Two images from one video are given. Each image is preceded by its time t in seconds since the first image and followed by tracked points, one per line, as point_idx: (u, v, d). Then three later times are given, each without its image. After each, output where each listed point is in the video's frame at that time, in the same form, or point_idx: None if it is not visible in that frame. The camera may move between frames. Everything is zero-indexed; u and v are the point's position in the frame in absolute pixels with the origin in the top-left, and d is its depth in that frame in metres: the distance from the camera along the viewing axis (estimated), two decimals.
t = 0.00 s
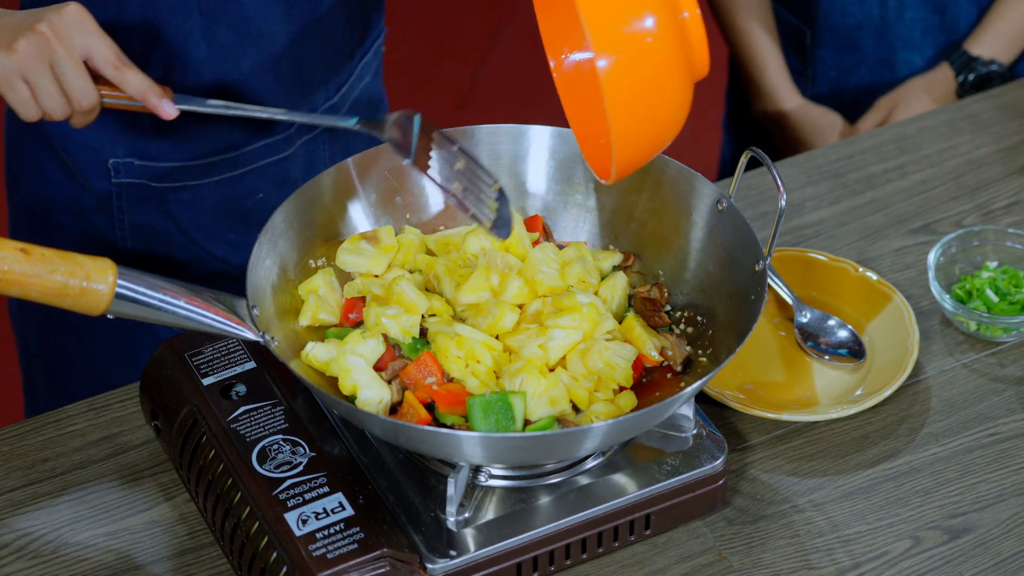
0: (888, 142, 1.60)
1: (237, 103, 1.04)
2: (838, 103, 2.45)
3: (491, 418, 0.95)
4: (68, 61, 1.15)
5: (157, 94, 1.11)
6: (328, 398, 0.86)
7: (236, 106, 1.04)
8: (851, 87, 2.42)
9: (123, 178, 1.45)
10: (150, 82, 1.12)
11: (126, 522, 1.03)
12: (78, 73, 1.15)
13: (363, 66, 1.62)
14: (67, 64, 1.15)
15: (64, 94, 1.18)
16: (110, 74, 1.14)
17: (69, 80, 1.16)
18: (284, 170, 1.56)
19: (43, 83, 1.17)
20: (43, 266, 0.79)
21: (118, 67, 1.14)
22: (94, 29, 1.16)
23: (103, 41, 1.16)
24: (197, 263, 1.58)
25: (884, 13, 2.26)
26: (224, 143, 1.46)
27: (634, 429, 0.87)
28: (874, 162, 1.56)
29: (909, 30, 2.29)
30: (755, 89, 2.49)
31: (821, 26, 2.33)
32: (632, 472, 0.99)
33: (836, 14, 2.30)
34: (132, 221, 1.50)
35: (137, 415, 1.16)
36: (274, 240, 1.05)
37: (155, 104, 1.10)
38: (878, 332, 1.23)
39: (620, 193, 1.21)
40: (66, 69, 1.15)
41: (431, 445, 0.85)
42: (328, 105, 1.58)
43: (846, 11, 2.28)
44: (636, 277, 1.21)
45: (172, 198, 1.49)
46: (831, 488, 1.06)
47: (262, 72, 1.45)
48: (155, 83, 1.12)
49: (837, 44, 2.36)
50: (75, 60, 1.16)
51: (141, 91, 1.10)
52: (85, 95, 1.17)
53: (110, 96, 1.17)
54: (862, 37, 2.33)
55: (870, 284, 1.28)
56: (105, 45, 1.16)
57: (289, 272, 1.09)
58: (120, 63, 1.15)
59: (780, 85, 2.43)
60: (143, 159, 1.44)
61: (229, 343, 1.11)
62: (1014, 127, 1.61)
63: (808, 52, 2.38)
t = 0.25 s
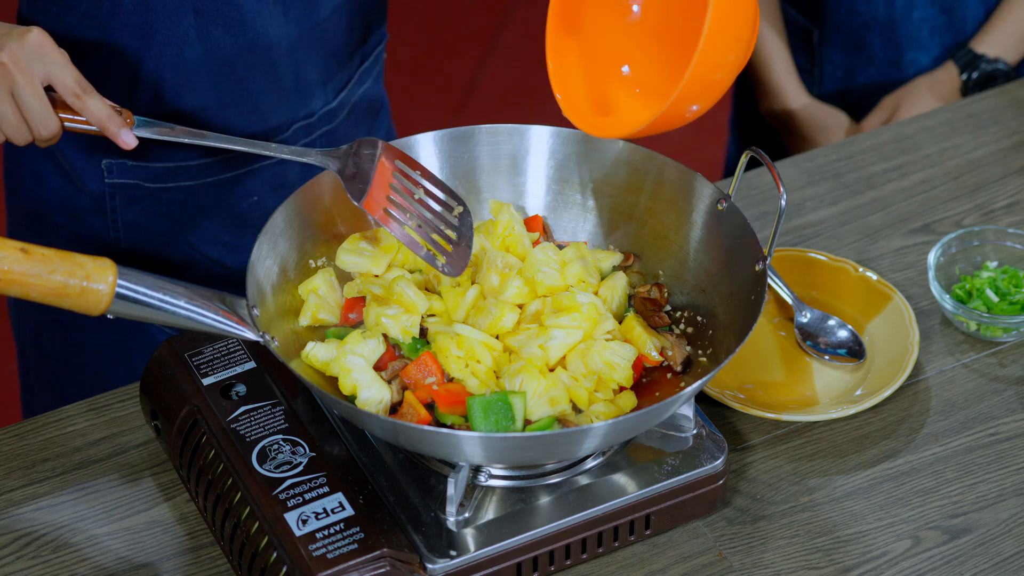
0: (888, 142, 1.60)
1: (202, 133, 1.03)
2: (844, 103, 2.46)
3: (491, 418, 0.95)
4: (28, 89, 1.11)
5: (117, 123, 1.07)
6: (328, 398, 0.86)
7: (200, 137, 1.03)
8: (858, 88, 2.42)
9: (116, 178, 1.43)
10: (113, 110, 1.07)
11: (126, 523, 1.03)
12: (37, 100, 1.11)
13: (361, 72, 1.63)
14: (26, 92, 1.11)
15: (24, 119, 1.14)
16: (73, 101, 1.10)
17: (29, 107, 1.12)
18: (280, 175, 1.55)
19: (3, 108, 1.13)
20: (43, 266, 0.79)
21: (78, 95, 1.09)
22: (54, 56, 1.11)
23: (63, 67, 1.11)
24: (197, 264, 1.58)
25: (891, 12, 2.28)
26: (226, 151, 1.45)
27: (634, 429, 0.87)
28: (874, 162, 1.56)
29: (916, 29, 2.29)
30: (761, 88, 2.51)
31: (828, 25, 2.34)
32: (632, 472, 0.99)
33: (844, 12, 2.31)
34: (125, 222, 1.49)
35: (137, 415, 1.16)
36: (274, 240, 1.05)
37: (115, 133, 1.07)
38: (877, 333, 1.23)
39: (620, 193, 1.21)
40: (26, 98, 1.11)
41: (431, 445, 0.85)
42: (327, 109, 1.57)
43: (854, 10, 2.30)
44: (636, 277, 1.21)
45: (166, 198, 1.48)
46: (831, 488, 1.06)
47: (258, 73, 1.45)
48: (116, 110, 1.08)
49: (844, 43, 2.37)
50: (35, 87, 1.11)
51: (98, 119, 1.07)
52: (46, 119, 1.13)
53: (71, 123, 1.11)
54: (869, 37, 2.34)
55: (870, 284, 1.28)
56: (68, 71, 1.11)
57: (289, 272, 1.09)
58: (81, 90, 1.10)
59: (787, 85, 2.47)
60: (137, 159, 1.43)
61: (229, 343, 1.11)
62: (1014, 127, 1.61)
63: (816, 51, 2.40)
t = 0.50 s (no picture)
0: (888, 142, 1.60)
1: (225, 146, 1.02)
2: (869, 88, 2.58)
3: (491, 417, 0.95)
4: (55, 109, 1.10)
5: (145, 142, 1.06)
6: (328, 397, 0.86)
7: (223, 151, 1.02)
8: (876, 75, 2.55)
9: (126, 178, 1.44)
10: (140, 129, 1.06)
11: (126, 523, 1.03)
12: (65, 120, 1.10)
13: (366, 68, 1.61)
14: (54, 112, 1.10)
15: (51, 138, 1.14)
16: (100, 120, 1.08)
17: (56, 126, 1.11)
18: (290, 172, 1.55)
19: (31, 128, 1.13)
20: (42, 266, 0.79)
21: (106, 114, 1.08)
22: (81, 74, 1.10)
23: (90, 85, 1.09)
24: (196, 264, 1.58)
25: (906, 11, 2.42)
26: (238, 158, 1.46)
27: (634, 429, 0.87)
28: (875, 162, 1.56)
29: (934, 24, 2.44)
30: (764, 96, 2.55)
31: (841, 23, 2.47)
32: (632, 472, 0.99)
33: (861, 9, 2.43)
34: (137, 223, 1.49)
35: (137, 415, 1.16)
36: (274, 240, 1.05)
37: (142, 152, 1.06)
38: (878, 333, 1.23)
39: (619, 193, 1.21)
40: (54, 118, 1.10)
41: (431, 445, 0.85)
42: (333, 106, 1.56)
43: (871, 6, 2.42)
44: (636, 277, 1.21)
45: (177, 198, 1.48)
46: (831, 488, 1.06)
47: (268, 71, 1.44)
48: (144, 129, 1.07)
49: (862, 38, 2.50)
50: (62, 107, 1.10)
51: (126, 138, 1.06)
52: (75, 139, 1.12)
53: (100, 142, 1.10)
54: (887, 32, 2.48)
55: (870, 284, 1.28)
56: (95, 90, 1.09)
57: (289, 272, 1.09)
58: (109, 109, 1.08)
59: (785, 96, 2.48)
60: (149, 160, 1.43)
61: (229, 343, 1.11)
62: (1014, 127, 1.61)
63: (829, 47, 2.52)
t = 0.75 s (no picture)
0: (888, 142, 1.60)
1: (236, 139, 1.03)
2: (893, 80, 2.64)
3: (491, 417, 0.95)
4: (71, 101, 1.09)
5: (158, 134, 1.07)
6: (328, 398, 0.86)
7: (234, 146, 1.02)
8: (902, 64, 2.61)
9: (155, 175, 1.42)
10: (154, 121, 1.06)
11: (126, 523, 1.03)
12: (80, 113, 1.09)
13: (384, 59, 1.58)
14: (69, 104, 1.09)
15: (64, 128, 1.13)
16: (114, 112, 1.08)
17: (70, 117, 1.10)
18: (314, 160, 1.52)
19: (42, 118, 1.11)
20: (42, 266, 0.79)
21: (120, 105, 1.07)
22: (98, 68, 1.08)
23: (106, 77, 1.08)
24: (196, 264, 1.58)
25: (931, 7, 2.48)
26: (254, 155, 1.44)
27: (634, 429, 0.87)
28: (875, 162, 1.56)
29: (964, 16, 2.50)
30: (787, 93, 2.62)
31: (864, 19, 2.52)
32: (632, 472, 0.99)
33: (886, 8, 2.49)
34: (167, 220, 1.48)
35: (137, 415, 1.16)
36: (274, 240, 1.05)
37: (155, 143, 1.07)
38: (878, 333, 1.23)
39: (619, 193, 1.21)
40: (69, 110, 1.09)
41: (431, 445, 0.86)
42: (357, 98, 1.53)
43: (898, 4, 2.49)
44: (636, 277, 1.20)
45: (206, 192, 1.46)
46: (832, 488, 1.06)
47: (298, 61, 1.39)
48: (156, 120, 1.07)
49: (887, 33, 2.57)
50: (77, 99, 1.09)
51: (138, 130, 1.06)
52: (87, 129, 1.12)
53: (112, 132, 1.10)
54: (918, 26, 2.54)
55: (870, 284, 1.28)
56: (110, 82, 1.08)
57: (289, 272, 1.09)
58: (122, 100, 1.08)
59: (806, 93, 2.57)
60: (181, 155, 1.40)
61: (229, 343, 1.11)
62: (1014, 127, 1.61)
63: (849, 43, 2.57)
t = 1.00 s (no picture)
0: (889, 142, 1.60)
1: (245, 134, 1.00)
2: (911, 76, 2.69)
3: (490, 417, 0.95)
4: (95, 66, 1.07)
5: (175, 114, 1.04)
6: (328, 398, 0.86)
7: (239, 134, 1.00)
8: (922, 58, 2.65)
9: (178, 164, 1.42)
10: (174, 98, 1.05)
11: (126, 523, 1.03)
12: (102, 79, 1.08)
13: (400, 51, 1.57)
14: (93, 70, 1.07)
15: (82, 93, 1.11)
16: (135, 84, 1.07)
17: (91, 84, 1.08)
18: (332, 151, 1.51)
19: (63, 81, 1.09)
20: (43, 266, 0.79)
21: (142, 81, 1.07)
22: (127, 37, 1.08)
23: (133, 50, 1.08)
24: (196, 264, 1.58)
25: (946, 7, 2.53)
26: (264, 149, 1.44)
27: (634, 429, 0.87)
28: (875, 162, 1.56)
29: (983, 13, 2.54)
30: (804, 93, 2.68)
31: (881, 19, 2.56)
32: (632, 472, 0.99)
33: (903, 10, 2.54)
34: (188, 209, 1.47)
35: (137, 415, 1.16)
36: (274, 240, 1.05)
37: (170, 125, 1.04)
38: (878, 333, 1.23)
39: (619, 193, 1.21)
40: (92, 74, 1.07)
41: (431, 445, 0.86)
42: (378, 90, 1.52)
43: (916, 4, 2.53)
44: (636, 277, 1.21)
45: (228, 181, 1.45)
46: (832, 488, 1.06)
47: (319, 50, 1.40)
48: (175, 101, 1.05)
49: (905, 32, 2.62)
50: (100, 66, 1.08)
51: (156, 108, 1.04)
52: (103, 100, 1.10)
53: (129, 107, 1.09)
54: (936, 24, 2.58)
55: (870, 284, 1.28)
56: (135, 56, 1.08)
57: (289, 272, 1.09)
58: (144, 75, 1.08)
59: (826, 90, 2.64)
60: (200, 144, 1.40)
61: (229, 343, 1.11)
62: (1014, 127, 1.61)
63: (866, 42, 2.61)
